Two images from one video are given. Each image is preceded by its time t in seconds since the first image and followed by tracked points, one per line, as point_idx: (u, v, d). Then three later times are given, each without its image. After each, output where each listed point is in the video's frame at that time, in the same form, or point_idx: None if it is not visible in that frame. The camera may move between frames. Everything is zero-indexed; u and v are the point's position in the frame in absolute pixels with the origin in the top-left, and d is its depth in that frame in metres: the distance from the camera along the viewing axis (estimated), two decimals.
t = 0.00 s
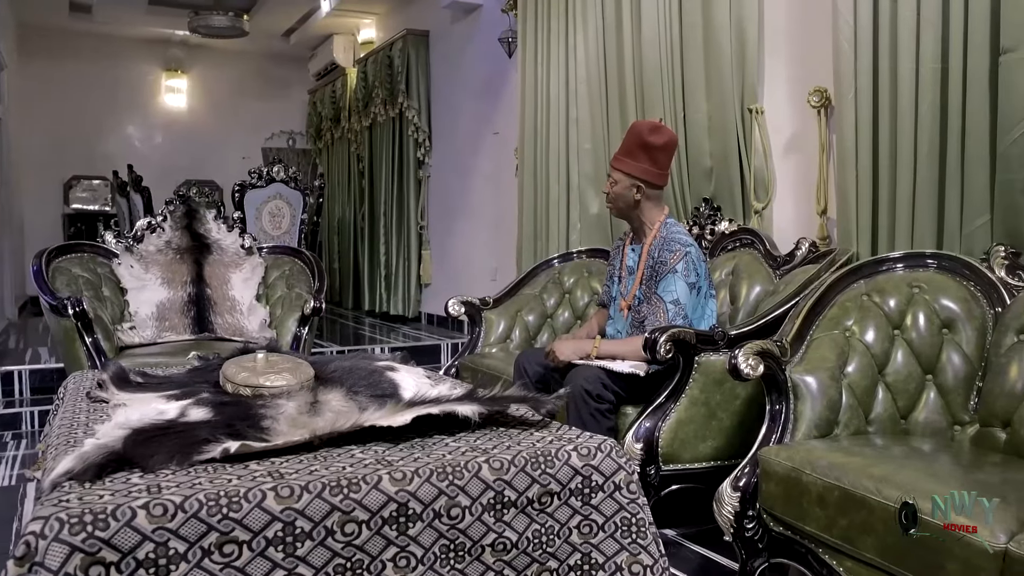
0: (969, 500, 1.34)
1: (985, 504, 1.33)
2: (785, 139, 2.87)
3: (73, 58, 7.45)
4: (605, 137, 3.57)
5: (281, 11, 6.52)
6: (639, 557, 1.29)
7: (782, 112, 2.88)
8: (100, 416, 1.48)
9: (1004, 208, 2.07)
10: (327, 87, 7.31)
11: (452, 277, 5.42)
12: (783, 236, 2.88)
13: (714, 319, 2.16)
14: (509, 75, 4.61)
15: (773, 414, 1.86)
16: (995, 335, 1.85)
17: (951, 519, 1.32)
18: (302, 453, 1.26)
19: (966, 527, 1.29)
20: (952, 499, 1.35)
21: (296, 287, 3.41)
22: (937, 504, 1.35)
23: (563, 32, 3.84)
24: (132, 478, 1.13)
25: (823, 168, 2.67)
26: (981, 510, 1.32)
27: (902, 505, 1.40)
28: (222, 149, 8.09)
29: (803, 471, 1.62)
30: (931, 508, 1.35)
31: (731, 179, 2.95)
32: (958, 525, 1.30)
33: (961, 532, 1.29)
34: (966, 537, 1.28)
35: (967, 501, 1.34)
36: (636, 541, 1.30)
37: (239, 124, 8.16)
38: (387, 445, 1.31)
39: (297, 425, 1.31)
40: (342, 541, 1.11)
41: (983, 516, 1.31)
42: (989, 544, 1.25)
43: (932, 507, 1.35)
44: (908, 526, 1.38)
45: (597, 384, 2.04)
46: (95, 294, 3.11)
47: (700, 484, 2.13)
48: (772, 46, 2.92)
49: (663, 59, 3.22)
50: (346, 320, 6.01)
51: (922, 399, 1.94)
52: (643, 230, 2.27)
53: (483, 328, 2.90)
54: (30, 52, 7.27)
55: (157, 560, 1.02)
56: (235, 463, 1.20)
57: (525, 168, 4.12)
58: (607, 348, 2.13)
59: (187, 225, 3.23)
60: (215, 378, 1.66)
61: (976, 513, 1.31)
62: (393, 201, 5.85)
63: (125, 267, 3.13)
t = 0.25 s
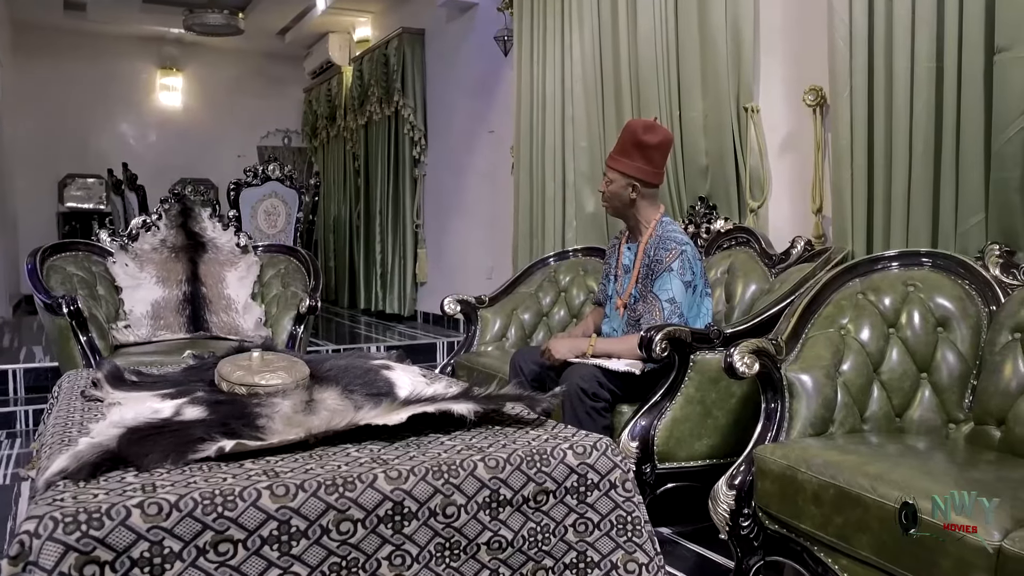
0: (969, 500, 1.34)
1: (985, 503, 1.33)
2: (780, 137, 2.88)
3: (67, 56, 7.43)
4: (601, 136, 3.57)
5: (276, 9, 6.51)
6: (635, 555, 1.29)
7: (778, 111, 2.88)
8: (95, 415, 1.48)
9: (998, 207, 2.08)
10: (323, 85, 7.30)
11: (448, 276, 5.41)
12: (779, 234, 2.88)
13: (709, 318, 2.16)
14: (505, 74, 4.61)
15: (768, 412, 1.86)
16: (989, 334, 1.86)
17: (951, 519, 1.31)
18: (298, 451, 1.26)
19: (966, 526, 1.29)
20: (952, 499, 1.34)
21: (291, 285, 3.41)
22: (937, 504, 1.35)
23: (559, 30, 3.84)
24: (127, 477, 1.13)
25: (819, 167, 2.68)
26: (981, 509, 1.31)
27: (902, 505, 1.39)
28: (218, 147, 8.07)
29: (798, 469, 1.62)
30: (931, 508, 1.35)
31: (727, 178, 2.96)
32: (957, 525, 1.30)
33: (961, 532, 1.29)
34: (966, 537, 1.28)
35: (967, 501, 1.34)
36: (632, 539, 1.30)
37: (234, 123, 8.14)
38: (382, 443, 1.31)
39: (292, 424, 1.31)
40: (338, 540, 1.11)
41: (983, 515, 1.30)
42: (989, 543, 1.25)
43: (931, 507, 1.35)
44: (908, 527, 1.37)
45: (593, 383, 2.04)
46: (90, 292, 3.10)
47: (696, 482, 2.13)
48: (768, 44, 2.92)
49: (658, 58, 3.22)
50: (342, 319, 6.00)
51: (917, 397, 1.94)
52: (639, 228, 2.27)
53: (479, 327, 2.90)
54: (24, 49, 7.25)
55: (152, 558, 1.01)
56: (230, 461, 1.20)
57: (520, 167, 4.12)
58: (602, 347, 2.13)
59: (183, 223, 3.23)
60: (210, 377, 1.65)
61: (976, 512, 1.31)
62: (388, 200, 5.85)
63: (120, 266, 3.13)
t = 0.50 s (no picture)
0: (969, 500, 1.33)
1: (985, 503, 1.32)
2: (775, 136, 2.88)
3: (61, 54, 7.40)
4: (596, 134, 3.57)
5: (271, 7, 6.49)
6: (630, 553, 1.30)
7: (773, 110, 2.88)
8: (89, 414, 1.48)
9: (992, 206, 2.09)
10: (318, 84, 7.29)
11: (444, 275, 5.41)
12: (774, 233, 2.89)
13: (704, 316, 2.16)
14: (500, 72, 4.61)
15: (763, 410, 1.86)
16: (984, 332, 1.86)
17: (950, 519, 1.31)
18: (292, 450, 1.26)
19: (965, 526, 1.28)
20: (952, 499, 1.34)
21: (286, 284, 3.40)
22: (936, 504, 1.34)
23: (555, 29, 3.84)
24: (121, 476, 1.12)
25: (814, 166, 2.68)
26: (981, 509, 1.31)
27: (902, 505, 1.38)
28: (212, 145, 8.05)
29: (793, 467, 1.62)
30: (931, 508, 1.34)
31: (722, 177, 2.96)
32: (957, 525, 1.29)
33: (961, 532, 1.28)
34: (967, 537, 1.27)
35: (966, 501, 1.33)
36: (627, 538, 1.30)
37: (229, 121, 8.12)
38: (378, 442, 1.30)
39: (287, 423, 1.31)
40: (333, 539, 1.10)
41: (983, 515, 1.30)
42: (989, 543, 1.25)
43: (931, 507, 1.34)
44: (908, 527, 1.37)
45: (588, 381, 2.04)
46: (84, 291, 3.09)
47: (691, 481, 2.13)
48: (763, 44, 2.92)
49: (654, 57, 3.22)
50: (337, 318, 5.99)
51: (911, 396, 1.95)
52: (634, 227, 2.28)
53: (474, 326, 2.90)
54: (17, 47, 7.23)
55: (146, 558, 1.01)
56: (224, 461, 1.19)
57: (516, 165, 4.12)
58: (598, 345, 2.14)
59: (177, 222, 3.22)
60: (205, 376, 1.65)
61: (976, 512, 1.30)
62: (383, 199, 5.84)
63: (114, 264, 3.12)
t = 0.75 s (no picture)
0: (970, 501, 1.33)
1: (985, 504, 1.32)
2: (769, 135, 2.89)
3: (53, 52, 7.37)
4: (590, 133, 3.58)
5: (265, 5, 6.47)
6: (624, 552, 1.30)
7: (767, 109, 2.89)
8: (81, 413, 1.47)
9: (985, 205, 2.10)
10: (311, 82, 7.27)
11: (438, 273, 5.41)
12: (767, 232, 2.90)
13: (698, 315, 2.16)
14: (494, 71, 4.60)
15: (757, 408, 1.86)
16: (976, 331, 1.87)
17: (950, 519, 1.30)
18: (286, 449, 1.25)
19: (965, 527, 1.28)
20: (952, 500, 1.33)
21: (280, 283, 3.40)
22: (937, 504, 1.34)
23: (549, 27, 3.84)
24: (114, 475, 1.12)
25: (807, 164, 2.69)
26: (981, 510, 1.30)
27: (902, 505, 1.38)
28: (205, 143, 8.02)
29: (786, 465, 1.63)
30: (931, 508, 1.33)
31: (716, 175, 2.96)
32: (956, 525, 1.29)
33: (960, 533, 1.28)
34: (966, 538, 1.27)
35: (967, 501, 1.32)
36: (620, 536, 1.30)
37: (222, 119, 8.10)
38: (371, 441, 1.30)
39: (281, 422, 1.31)
40: (326, 538, 1.10)
41: (982, 517, 1.29)
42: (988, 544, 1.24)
43: (932, 507, 1.34)
44: (908, 526, 1.36)
45: (581, 380, 2.05)
46: (76, 290, 3.08)
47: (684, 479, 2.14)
48: (757, 42, 2.93)
49: (647, 56, 3.22)
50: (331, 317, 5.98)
51: (904, 394, 1.95)
52: (628, 226, 2.28)
53: (468, 324, 2.90)
54: (9, 45, 7.19)
55: (139, 557, 1.00)
56: (218, 460, 1.19)
57: (510, 164, 4.12)
58: (591, 344, 2.14)
59: (170, 220, 3.21)
60: (197, 375, 1.64)
61: (975, 513, 1.30)
62: (377, 197, 5.84)
63: (107, 263, 3.11)
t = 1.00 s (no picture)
0: (969, 500, 1.32)
1: (985, 504, 1.32)
2: (764, 134, 2.89)
3: (47, 50, 7.35)
4: (585, 132, 3.58)
5: (259, 3, 6.46)
6: (619, 550, 1.30)
7: (762, 108, 2.89)
8: (75, 412, 1.47)
9: (979, 203, 2.11)
10: (306, 80, 7.26)
11: (433, 272, 5.41)
12: (763, 230, 2.91)
13: (693, 313, 2.16)
14: (490, 69, 4.60)
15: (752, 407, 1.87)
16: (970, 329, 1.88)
17: (949, 519, 1.30)
18: (281, 448, 1.25)
19: (964, 527, 1.28)
20: (952, 499, 1.33)
21: (275, 282, 3.39)
22: (936, 504, 1.33)
23: (544, 26, 3.84)
24: (108, 474, 1.12)
25: (802, 163, 2.69)
26: (980, 510, 1.30)
27: (902, 505, 1.37)
28: (200, 142, 8.00)
29: (781, 464, 1.63)
30: (931, 508, 1.33)
31: (710, 174, 2.97)
32: (955, 525, 1.29)
33: (958, 532, 1.28)
34: (966, 538, 1.27)
35: (967, 501, 1.32)
36: (615, 534, 1.30)
37: (217, 118, 8.08)
38: (367, 439, 1.30)
39: (276, 421, 1.31)
40: (321, 536, 1.10)
41: (982, 517, 1.29)
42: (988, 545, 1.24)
43: (932, 507, 1.33)
44: (907, 526, 1.35)
45: (577, 378, 2.05)
46: (71, 289, 3.07)
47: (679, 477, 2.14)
48: (752, 41, 2.93)
49: (642, 54, 3.23)
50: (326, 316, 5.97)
51: (899, 392, 1.96)
52: (623, 224, 2.28)
53: (464, 323, 2.91)
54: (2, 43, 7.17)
55: (133, 557, 1.00)
56: (212, 458, 1.19)
57: (505, 163, 4.12)
58: (587, 342, 2.14)
59: (164, 219, 3.20)
60: (192, 374, 1.64)
61: (975, 513, 1.30)
62: (373, 196, 5.83)
63: (101, 262, 3.10)
